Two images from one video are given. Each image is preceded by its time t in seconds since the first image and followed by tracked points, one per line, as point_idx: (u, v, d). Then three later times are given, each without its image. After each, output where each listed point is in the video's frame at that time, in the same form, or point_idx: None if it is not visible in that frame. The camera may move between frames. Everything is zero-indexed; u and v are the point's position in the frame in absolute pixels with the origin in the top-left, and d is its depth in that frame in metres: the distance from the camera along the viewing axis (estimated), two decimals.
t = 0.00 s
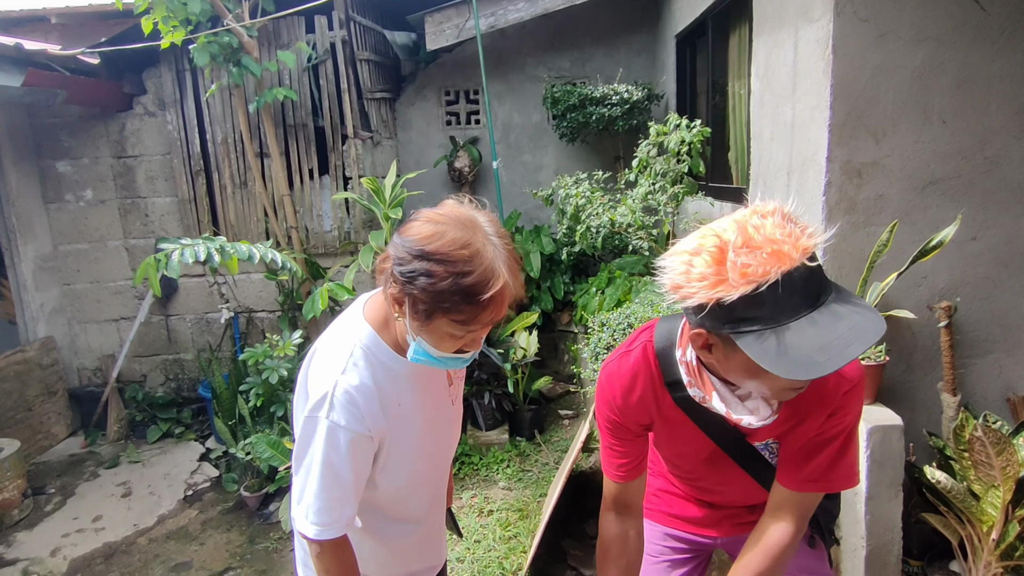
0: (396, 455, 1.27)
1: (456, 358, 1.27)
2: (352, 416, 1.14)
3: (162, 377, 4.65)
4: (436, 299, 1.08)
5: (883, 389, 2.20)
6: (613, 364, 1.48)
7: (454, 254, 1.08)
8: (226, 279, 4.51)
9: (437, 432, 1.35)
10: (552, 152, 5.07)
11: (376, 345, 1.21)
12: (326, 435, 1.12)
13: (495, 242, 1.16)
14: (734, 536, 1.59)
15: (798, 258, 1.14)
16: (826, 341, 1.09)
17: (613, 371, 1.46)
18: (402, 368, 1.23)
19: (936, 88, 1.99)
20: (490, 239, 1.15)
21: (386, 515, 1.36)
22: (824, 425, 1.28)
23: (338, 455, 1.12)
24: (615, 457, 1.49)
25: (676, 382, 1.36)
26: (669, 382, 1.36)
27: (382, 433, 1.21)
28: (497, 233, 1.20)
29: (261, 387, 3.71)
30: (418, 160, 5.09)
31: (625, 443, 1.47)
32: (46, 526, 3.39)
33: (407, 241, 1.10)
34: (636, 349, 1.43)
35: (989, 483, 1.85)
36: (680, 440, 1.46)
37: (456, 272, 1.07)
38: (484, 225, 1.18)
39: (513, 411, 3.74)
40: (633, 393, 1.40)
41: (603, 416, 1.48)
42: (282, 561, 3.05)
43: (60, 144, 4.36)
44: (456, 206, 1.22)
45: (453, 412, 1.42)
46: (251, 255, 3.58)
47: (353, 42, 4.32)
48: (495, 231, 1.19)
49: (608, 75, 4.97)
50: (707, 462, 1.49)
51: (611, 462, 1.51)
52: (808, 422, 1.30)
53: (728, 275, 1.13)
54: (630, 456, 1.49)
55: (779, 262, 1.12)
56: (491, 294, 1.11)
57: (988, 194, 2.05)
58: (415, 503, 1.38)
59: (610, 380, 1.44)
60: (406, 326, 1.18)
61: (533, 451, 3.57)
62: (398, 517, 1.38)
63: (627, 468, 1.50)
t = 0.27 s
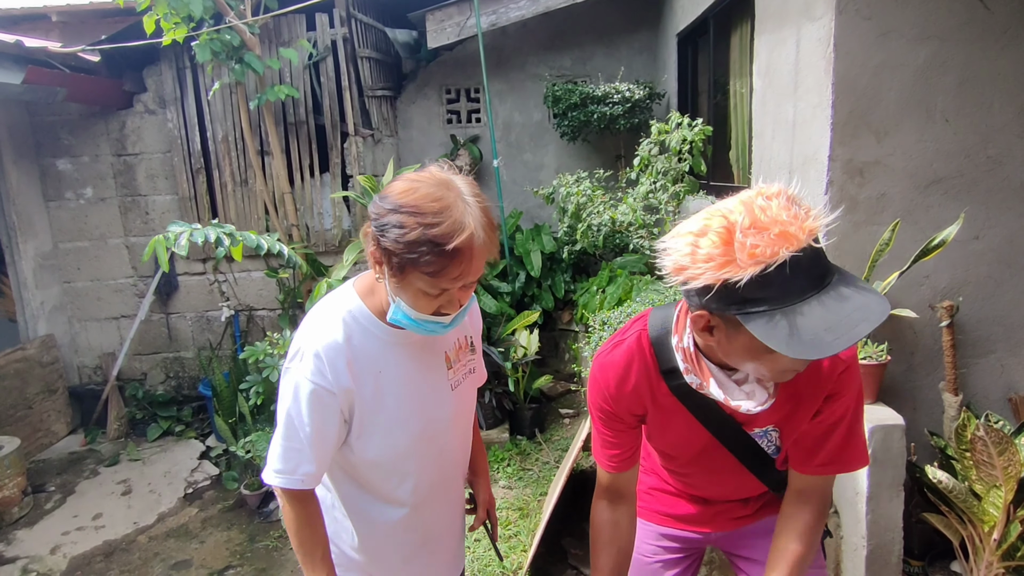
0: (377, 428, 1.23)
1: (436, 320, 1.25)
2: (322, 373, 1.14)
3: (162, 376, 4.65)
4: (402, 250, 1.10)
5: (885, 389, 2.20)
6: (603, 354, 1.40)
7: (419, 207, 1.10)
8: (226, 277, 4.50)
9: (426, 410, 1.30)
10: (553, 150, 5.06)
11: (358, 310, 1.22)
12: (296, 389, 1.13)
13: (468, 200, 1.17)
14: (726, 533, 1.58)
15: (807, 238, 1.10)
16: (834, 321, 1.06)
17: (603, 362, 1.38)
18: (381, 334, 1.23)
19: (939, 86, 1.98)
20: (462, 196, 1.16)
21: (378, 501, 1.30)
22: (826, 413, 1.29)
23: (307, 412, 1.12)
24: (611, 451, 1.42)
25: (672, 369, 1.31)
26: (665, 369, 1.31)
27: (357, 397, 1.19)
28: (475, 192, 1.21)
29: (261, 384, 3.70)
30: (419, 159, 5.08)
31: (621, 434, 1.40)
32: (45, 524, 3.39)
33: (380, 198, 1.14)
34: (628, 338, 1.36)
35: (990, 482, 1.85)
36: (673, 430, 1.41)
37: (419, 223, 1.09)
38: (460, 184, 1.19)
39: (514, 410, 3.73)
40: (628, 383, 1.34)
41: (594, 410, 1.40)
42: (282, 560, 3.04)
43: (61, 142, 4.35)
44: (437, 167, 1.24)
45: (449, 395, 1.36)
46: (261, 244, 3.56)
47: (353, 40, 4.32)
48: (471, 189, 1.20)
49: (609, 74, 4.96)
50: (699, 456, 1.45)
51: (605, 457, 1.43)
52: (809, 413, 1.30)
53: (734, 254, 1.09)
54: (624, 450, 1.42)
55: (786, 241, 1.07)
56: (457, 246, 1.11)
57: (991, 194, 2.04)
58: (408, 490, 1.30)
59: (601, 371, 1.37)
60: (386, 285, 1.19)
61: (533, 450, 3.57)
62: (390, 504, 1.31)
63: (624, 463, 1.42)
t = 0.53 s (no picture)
0: (379, 401, 1.23)
1: (452, 287, 1.25)
2: (326, 340, 1.19)
3: (162, 375, 4.65)
4: (407, 213, 1.16)
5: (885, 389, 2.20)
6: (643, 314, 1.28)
7: (420, 173, 1.17)
8: (226, 276, 4.50)
9: (431, 391, 1.26)
10: (553, 150, 5.07)
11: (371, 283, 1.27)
12: (303, 351, 1.20)
13: (469, 167, 1.22)
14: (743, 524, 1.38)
15: (882, 156, 1.04)
16: (913, 239, 1.00)
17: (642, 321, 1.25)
18: (390, 307, 1.26)
19: (941, 87, 1.98)
20: (463, 163, 1.21)
21: (380, 480, 1.28)
22: (861, 368, 1.28)
23: (310, 374, 1.18)
24: (632, 415, 1.27)
25: (721, 329, 1.19)
26: (713, 327, 1.19)
27: (359, 367, 1.21)
28: (477, 162, 1.26)
29: (262, 384, 3.70)
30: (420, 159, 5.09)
31: (647, 400, 1.25)
32: (45, 523, 3.39)
33: (388, 172, 1.21)
34: (675, 297, 1.23)
35: (992, 483, 1.84)
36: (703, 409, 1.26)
37: (420, 186, 1.15)
38: (462, 154, 1.24)
39: (514, 410, 3.74)
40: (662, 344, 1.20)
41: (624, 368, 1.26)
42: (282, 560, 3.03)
43: (61, 141, 4.35)
44: (443, 143, 1.30)
45: (459, 380, 1.31)
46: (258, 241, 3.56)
47: (354, 40, 4.31)
48: (472, 158, 1.24)
49: (609, 73, 4.96)
50: (724, 437, 1.29)
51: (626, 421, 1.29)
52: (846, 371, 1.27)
53: (808, 168, 1.02)
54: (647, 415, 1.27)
55: (861, 156, 1.02)
56: (459, 202, 1.15)
57: (992, 194, 2.04)
58: (409, 471, 1.27)
59: (639, 329, 1.23)
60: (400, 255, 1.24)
61: (534, 450, 3.56)
62: (392, 484, 1.28)
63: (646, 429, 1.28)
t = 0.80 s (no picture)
0: (367, 397, 1.24)
1: (446, 274, 1.23)
2: (315, 336, 1.22)
3: (161, 378, 4.64)
4: (391, 204, 1.16)
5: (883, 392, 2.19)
6: (734, 274, 1.08)
7: (399, 163, 1.17)
8: (224, 279, 4.50)
9: (418, 389, 1.25)
10: (551, 153, 5.07)
11: (361, 280, 1.28)
12: (298, 347, 1.25)
13: (446, 154, 1.22)
14: (813, 515, 1.21)
15: None
16: None
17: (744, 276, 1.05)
18: (378, 304, 1.25)
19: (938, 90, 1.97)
20: (439, 150, 1.22)
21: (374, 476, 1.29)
22: (946, 338, 1.16)
23: (302, 368, 1.23)
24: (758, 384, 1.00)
25: (827, 286, 1.04)
26: (819, 284, 1.04)
27: (346, 363, 1.23)
28: (453, 151, 1.27)
29: (259, 387, 3.70)
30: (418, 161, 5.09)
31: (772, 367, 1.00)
32: (43, 527, 3.38)
33: (368, 168, 1.21)
34: (777, 251, 1.06)
35: (990, 486, 1.86)
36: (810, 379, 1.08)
37: (400, 175, 1.15)
38: (438, 144, 1.25)
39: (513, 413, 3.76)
40: (781, 299, 1.01)
41: (738, 329, 1.02)
42: (279, 564, 3.02)
43: (59, 144, 4.35)
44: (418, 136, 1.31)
45: (449, 377, 1.28)
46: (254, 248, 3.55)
47: (353, 43, 4.31)
48: (448, 147, 1.25)
49: (608, 76, 4.96)
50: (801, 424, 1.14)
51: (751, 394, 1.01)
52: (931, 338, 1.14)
53: (956, 94, 0.86)
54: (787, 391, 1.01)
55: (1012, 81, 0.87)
56: (442, 185, 1.15)
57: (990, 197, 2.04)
58: (399, 464, 1.27)
59: (752, 283, 1.02)
60: (389, 249, 1.24)
61: (532, 453, 3.56)
62: (386, 477, 1.29)
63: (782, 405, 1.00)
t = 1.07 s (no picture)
0: (336, 410, 1.25)
1: (403, 280, 1.24)
2: (281, 353, 1.24)
3: (159, 383, 4.64)
4: (338, 214, 1.16)
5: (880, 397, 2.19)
6: (840, 268, 0.93)
7: (343, 173, 1.17)
8: (223, 283, 4.50)
9: (388, 398, 1.25)
10: (550, 157, 5.08)
11: (323, 294, 1.30)
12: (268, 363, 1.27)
13: (391, 161, 1.23)
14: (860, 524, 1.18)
15: None
16: None
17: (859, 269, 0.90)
18: (341, 317, 1.25)
19: (934, 96, 1.97)
20: (384, 158, 1.23)
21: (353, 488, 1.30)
22: (1012, 334, 1.08)
23: (273, 385, 1.26)
24: (904, 390, 0.85)
25: (936, 281, 0.90)
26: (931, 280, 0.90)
27: (313, 377, 1.24)
28: (399, 156, 1.28)
29: (257, 392, 3.70)
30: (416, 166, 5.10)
31: (915, 371, 0.86)
32: (40, 532, 3.37)
33: (314, 181, 1.21)
34: (890, 243, 0.92)
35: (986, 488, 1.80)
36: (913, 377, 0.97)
37: (344, 185, 1.16)
38: (384, 151, 1.26)
39: (512, 417, 3.76)
40: (912, 293, 0.87)
41: (868, 329, 0.86)
42: (277, 569, 3.02)
43: (58, 149, 4.35)
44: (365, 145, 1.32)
45: (419, 385, 1.27)
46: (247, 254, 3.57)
47: (351, 48, 4.32)
48: (394, 153, 1.26)
49: (606, 81, 4.97)
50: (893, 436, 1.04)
51: (892, 402, 0.86)
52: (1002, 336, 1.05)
53: None
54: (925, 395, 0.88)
55: None
56: (387, 193, 1.15)
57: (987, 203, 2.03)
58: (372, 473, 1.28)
59: (876, 277, 0.87)
60: (343, 259, 1.24)
61: (530, 458, 3.56)
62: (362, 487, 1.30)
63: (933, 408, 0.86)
